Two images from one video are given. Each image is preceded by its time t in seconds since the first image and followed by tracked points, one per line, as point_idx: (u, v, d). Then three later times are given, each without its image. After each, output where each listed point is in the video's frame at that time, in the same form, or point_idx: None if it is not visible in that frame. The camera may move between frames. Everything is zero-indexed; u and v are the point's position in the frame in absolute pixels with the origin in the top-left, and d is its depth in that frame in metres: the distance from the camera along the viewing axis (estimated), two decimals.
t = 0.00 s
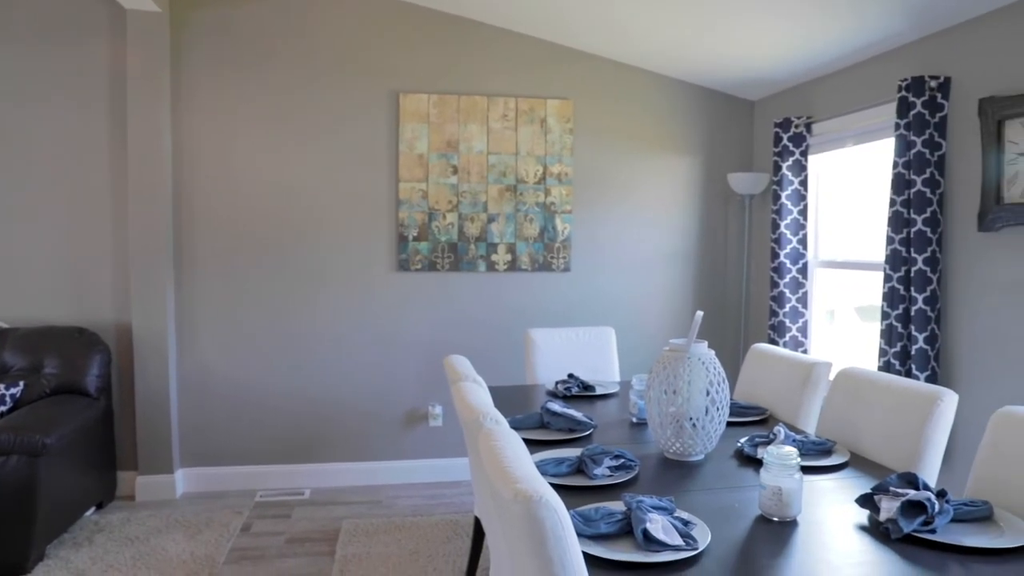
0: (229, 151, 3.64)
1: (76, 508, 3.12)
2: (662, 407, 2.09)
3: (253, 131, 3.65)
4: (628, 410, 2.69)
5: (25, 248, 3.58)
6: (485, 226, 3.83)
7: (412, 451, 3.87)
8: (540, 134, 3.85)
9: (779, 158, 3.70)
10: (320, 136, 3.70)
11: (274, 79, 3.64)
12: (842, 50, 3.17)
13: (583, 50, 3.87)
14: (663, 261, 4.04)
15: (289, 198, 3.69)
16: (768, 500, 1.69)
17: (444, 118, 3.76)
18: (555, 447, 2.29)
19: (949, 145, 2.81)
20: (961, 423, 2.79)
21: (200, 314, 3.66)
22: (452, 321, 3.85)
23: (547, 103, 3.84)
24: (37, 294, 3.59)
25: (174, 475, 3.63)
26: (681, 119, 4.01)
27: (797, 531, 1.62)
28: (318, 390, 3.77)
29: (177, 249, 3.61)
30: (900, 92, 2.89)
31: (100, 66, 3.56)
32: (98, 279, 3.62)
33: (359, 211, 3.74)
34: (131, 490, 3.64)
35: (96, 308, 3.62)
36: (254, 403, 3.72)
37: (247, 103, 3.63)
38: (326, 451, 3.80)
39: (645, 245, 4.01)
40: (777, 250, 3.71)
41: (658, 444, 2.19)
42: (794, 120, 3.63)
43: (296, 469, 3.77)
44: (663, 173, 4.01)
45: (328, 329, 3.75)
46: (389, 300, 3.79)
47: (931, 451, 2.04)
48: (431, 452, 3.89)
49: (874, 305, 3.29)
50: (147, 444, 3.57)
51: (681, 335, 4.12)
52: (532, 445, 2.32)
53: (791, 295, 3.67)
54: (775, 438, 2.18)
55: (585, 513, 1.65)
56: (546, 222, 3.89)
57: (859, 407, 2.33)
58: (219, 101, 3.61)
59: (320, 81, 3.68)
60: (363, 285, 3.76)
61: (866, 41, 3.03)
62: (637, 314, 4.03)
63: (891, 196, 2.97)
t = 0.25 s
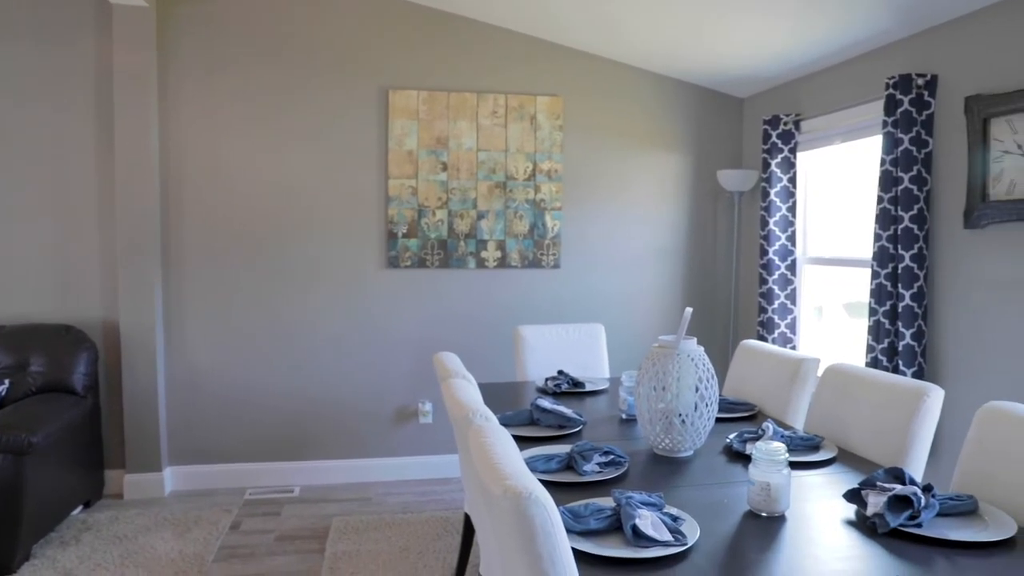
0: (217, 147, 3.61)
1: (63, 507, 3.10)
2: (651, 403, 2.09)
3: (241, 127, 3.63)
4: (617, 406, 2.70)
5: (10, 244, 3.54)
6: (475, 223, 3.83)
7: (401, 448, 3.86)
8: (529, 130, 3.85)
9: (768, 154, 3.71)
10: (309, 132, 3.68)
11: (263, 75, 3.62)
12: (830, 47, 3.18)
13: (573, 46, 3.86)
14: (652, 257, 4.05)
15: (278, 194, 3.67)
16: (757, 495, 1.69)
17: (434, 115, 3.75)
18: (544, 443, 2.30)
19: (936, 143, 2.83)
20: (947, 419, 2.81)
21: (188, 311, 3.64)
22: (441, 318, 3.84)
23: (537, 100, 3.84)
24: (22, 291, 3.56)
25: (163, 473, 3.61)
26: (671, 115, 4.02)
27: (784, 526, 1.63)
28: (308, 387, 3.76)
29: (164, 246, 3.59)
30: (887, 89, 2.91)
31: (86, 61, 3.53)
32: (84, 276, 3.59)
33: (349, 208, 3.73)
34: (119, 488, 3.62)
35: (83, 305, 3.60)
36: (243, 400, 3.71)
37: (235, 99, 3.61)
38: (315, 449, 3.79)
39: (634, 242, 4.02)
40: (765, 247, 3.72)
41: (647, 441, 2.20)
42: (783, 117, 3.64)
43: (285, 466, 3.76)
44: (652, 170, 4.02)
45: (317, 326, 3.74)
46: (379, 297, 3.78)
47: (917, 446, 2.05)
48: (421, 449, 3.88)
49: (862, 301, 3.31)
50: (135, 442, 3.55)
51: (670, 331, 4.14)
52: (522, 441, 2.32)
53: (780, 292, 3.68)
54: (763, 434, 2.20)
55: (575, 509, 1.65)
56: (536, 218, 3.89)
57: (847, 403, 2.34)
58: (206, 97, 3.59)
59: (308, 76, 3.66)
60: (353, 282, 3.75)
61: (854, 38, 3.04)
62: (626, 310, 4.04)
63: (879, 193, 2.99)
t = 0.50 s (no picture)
0: (206, 143, 3.59)
1: (50, 505, 3.08)
2: (640, 399, 2.10)
3: (230, 123, 3.61)
4: (607, 402, 2.71)
5: None
6: (465, 219, 3.82)
7: (392, 445, 3.86)
8: (519, 127, 3.85)
9: (758, 151, 3.72)
10: (299, 128, 3.66)
11: (252, 71, 3.60)
12: (819, 45, 3.19)
13: (564, 43, 3.86)
14: (642, 254, 4.06)
15: (267, 190, 3.66)
16: (745, 490, 1.70)
17: (424, 111, 3.74)
18: (534, 439, 2.30)
19: (924, 140, 2.85)
20: (933, 414, 2.84)
21: (176, 308, 3.62)
22: (431, 315, 3.84)
23: (527, 96, 3.84)
24: (8, 288, 3.53)
25: (151, 471, 3.59)
26: (661, 112, 4.02)
27: (773, 521, 1.64)
28: (298, 384, 3.75)
29: (152, 242, 3.57)
30: (875, 87, 2.92)
31: (72, 56, 3.49)
32: (72, 273, 3.56)
33: (338, 204, 3.72)
34: (107, 486, 3.60)
35: (70, 302, 3.57)
36: (233, 397, 3.70)
37: (223, 94, 3.59)
38: (305, 446, 3.78)
39: (624, 238, 4.03)
40: (755, 244, 3.74)
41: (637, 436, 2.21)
42: (772, 114, 3.66)
43: (275, 464, 3.75)
44: (642, 167, 4.03)
45: (307, 323, 3.73)
46: (369, 294, 3.77)
47: (904, 442, 2.07)
48: (411, 446, 3.88)
49: (850, 297, 3.33)
50: (123, 439, 3.53)
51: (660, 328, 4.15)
52: (511, 438, 2.33)
53: (769, 288, 3.70)
54: (752, 429, 2.21)
55: (564, 505, 1.65)
56: (526, 215, 3.89)
57: (835, 398, 2.36)
58: (194, 93, 3.56)
59: (298, 72, 3.64)
60: (342, 279, 3.74)
61: (843, 36, 3.05)
62: (616, 307, 4.04)
63: (867, 190, 3.01)
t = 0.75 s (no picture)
0: (192, 140, 3.57)
1: (34, 504, 3.06)
2: (628, 395, 2.11)
3: (216, 119, 3.58)
4: (594, 399, 2.71)
5: None
6: (453, 216, 3.82)
7: (380, 442, 3.85)
8: (508, 123, 3.84)
9: (745, 149, 3.74)
10: (286, 125, 3.64)
11: (238, 67, 3.58)
12: (806, 43, 3.21)
13: (552, 40, 3.86)
14: (630, 251, 4.07)
15: (254, 187, 3.64)
16: (732, 486, 1.71)
17: (411, 107, 3.73)
18: (522, 436, 2.30)
19: (909, 138, 2.87)
20: (918, 410, 2.86)
21: (163, 306, 3.59)
22: (420, 312, 3.83)
23: (515, 93, 3.83)
24: None
25: (138, 469, 3.57)
26: (649, 109, 4.03)
27: (759, 517, 1.65)
28: (286, 382, 3.73)
29: (138, 239, 3.54)
30: (861, 84, 2.94)
31: (55, 51, 3.46)
32: (56, 270, 3.53)
33: (326, 201, 3.70)
34: (92, 485, 3.57)
35: (54, 300, 3.54)
36: (220, 395, 3.68)
37: (210, 90, 3.56)
38: (293, 444, 3.77)
39: (612, 235, 4.03)
40: (742, 240, 3.76)
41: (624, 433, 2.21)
42: (759, 112, 3.67)
43: (263, 461, 3.73)
44: (630, 164, 4.03)
45: (294, 320, 3.71)
46: (357, 291, 3.76)
47: (889, 437, 2.09)
48: (399, 443, 3.88)
49: (836, 294, 3.35)
50: (108, 438, 3.50)
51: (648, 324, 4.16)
52: (500, 434, 2.33)
53: (756, 285, 3.72)
54: (739, 425, 2.22)
55: (553, 501, 1.66)
56: (514, 212, 3.88)
57: (821, 394, 2.38)
58: (180, 89, 3.54)
59: (285, 68, 3.62)
60: (330, 276, 3.73)
61: (829, 34, 3.07)
62: (604, 304, 4.05)
63: (853, 187, 3.02)
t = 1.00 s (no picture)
0: (177, 136, 3.54)
1: (18, 504, 3.03)
2: (616, 392, 2.11)
3: (202, 115, 3.55)
4: (582, 395, 2.72)
5: None
6: (441, 213, 3.81)
7: (367, 439, 3.85)
8: (495, 120, 3.84)
9: (732, 146, 3.75)
10: (273, 121, 3.62)
11: (224, 63, 3.55)
12: (792, 41, 3.22)
13: (540, 37, 3.86)
14: (618, 248, 4.08)
15: (240, 184, 3.61)
16: (719, 482, 1.72)
17: (399, 104, 3.72)
18: (510, 433, 2.30)
19: (894, 135, 2.89)
20: (902, 405, 2.89)
21: (148, 303, 3.56)
22: (407, 309, 3.82)
23: (503, 90, 3.83)
24: None
25: (123, 468, 3.54)
26: (637, 105, 4.04)
27: (746, 512, 1.66)
28: (273, 380, 3.71)
29: (123, 236, 3.51)
30: (847, 82, 2.95)
31: (38, 45, 3.41)
32: (39, 267, 3.49)
33: (313, 198, 3.69)
34: (77, 484, 3.54)
35: (37, 297, 3.50)
36: (206, 393, 3.65)
37: (195, 86, 3.53)
38: (280, 442, 3.75)
39: (600, 232, 4.04)
40: (729, 237, 3.78)
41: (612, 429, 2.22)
42: (746, 109, 3.69)
43: (250, 459, 3.71)
44: (618, 161, 4.04)
45: (281, 317, 3.69)
46: (344, 288, 3.75)
47: (874, 432, 2.11)
48: (387, 440, 3.87)
49: (822, 290, 3.37)
50: (93, 436, 3.47)
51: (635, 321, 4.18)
52: (487, 431, 2.33)
53: (743, 282, 3.73)
54: (726, 421, 2.23)
55: (541, 498, 1.66)
56: (502, 209, 3.88)
57: (807, 389, 2.39)
58: (165, 84, 3.51)
59: (271, 64, 3.60)
60: (318, 273, 3.71)
61: (815, 32, 3.08)
62: (592, 301, 4.06)
63: (839, 184, 3.04)
